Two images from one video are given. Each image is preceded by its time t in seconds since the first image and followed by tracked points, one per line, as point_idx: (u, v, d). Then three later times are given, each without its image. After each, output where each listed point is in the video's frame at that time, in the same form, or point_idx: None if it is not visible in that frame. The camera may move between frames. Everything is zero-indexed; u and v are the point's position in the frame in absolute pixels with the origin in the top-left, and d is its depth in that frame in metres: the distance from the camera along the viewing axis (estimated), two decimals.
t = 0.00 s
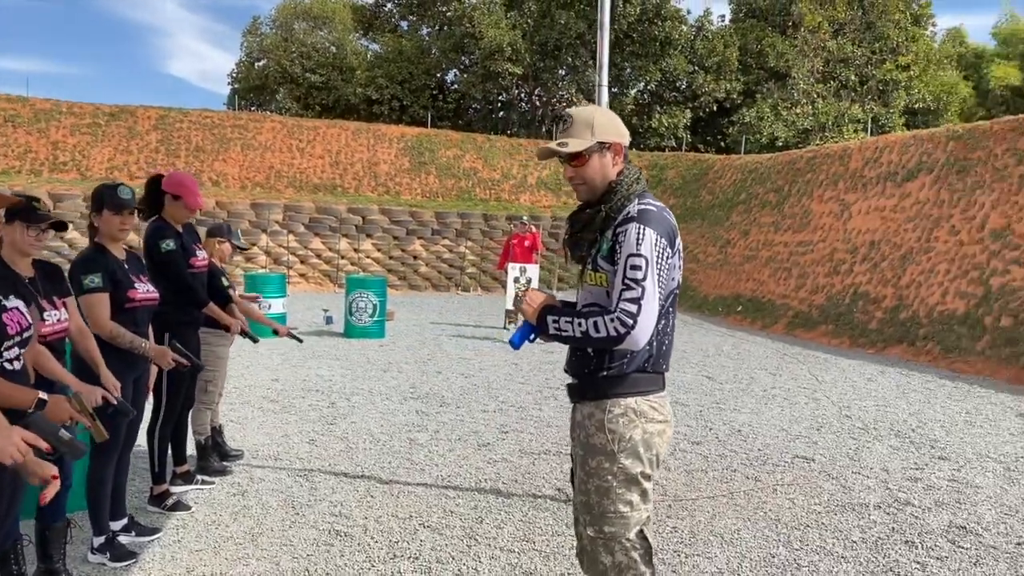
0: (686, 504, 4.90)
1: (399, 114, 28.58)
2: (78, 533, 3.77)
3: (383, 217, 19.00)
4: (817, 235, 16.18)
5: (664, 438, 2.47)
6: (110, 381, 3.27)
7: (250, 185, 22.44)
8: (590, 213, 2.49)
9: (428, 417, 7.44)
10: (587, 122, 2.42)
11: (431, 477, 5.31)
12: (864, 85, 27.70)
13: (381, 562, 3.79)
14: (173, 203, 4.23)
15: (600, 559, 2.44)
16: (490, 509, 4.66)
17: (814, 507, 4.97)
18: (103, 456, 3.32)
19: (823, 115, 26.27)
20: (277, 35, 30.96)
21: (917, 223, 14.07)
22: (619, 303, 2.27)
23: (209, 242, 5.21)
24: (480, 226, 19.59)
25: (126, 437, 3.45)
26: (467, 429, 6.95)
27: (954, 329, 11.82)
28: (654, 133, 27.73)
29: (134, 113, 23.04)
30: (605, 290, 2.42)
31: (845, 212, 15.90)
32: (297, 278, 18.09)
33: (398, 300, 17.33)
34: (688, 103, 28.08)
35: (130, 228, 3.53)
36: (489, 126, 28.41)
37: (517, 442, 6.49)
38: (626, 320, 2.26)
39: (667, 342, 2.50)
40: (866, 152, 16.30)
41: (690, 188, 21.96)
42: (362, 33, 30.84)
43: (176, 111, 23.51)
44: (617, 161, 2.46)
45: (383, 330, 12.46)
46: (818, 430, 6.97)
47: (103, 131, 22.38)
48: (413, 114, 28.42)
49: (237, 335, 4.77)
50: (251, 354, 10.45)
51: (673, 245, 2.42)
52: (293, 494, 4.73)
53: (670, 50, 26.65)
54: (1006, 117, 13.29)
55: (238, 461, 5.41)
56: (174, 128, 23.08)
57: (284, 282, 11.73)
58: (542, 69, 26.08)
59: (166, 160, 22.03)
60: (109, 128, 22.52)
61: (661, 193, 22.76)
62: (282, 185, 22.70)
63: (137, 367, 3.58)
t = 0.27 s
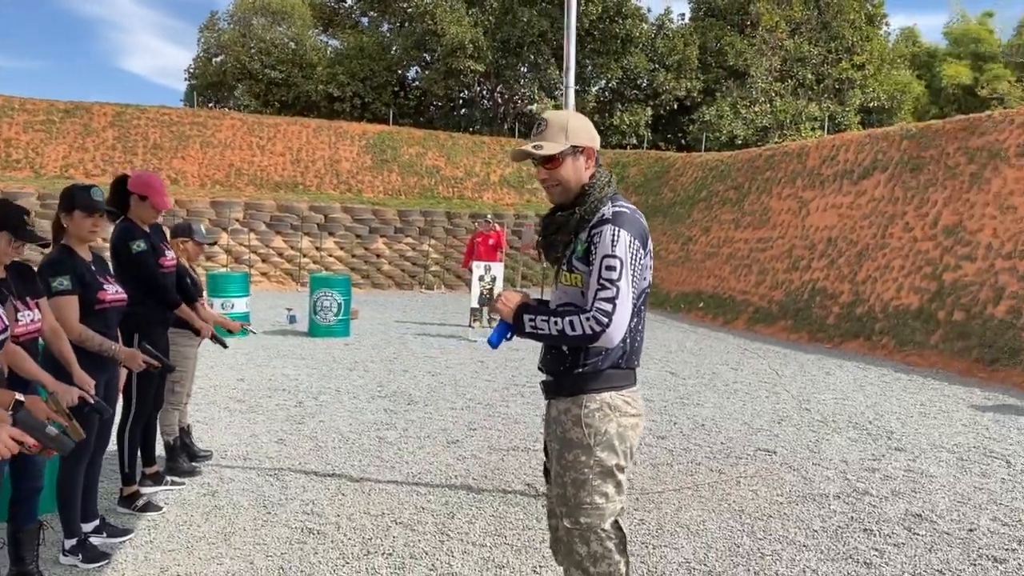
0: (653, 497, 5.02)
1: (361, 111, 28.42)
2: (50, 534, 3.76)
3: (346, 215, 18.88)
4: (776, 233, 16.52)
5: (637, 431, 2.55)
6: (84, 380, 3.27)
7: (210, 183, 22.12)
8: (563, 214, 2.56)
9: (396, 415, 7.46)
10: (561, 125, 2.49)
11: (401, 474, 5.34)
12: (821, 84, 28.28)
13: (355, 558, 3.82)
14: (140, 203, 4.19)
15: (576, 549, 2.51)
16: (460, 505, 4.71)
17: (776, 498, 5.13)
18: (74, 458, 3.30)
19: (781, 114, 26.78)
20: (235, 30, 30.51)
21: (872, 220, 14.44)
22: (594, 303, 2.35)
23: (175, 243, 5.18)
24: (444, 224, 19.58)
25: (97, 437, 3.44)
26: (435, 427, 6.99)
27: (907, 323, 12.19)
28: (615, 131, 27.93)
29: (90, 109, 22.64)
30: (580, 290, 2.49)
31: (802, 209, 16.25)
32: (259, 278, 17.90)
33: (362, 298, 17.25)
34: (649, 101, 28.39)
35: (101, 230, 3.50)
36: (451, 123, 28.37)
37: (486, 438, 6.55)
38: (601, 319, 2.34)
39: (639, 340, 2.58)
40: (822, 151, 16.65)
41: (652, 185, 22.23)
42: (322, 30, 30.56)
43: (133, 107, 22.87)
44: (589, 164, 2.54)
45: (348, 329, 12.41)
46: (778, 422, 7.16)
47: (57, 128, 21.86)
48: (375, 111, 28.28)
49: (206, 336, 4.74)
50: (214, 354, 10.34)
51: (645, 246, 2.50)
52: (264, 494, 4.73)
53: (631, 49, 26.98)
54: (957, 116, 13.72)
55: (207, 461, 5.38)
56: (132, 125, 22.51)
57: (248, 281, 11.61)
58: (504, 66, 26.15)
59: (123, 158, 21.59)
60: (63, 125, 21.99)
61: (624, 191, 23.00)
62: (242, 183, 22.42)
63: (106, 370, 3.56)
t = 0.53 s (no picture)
0: (625, 490, 5.11)
1: (325, 108, 28.25)
2: (23, 536, 3.72)
3: (311, 213, 18.72)
4: (740, 228, 16.79)
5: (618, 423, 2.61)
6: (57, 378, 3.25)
7: (172, 180, 21.78)
8: (541, 214, 2.61)
9: (366, 412, 7.46)
10: (542, 127, 2.54)
11: (374, 471, 5.36)
12: (781, 82, 28.76)
13: (332, 554, 3.84)
14: (110, 202, 4.15)
15: (559, 540, 2.54)
16: (435, 501, 4.75)
17: (744, 489, 5.25)
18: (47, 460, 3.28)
19: (743, 112, 27.23)
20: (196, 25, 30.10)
21: (833, 216, 14.74)
22: (578, 300, 2.41)
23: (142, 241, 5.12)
24: (410, 221, 19.52)
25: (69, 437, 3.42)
26: (407, 423, 7.00)
27: (868, 317, 12.50)
28: (581, 129, 28.03)
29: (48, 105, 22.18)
30: (562, 289, 2.55)
31: (765, 206, 16.53)
32: (223, 276, 17.68)
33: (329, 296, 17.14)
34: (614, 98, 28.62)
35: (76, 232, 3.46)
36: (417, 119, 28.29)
37: (458, 434, 6.59)
38: (585, 316, 2.40)
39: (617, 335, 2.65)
40: (783, 149, 16.92)
41: (618, 182, 22.43)
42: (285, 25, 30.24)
43: (92, 104, 22.57)
44: (567, 165, 2.60)
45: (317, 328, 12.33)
46: (744, 416, 7.31)
47: (12, 124, 21.34)
48: (339, 108, 28.12)
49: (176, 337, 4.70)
50: (180, 353, 10.22)
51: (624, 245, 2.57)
52: (237, 492, 4.71)
53: (595, 47, 27.15)
54: (915, 114, 14.05)
55: (178, 461, 5.33)
56: (90, 122, 22.06)
57: (214, 280, 11.48)
58: (469, 63, 26.15)
59: (81, 154, 21.14)
60: (19, 121, 21.47)
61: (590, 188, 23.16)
62: (206, 180, 22.13)
63: (78, 371, 3.54)
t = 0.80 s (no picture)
0: (597, 482, 5.17)
1: (288, 102, 27.95)
2: None
3: (274, 208, 18.50)
4: (706, 223, 16.99)
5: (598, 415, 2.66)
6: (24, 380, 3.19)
7: (132, 176, 21.34)
8: (521, 209, 2.63)
9: (336, 409, 7.42)
10: (525, 122, 2.56)
11: (346, 467, 5.34)
12: (743, 78, 29.13)
13: (307, 551, 3.82)
14: (74, 194, 4.08)
15: (541, 531, 2.56)
16: (409, 496, 4.75)
17: (713, 480, 5.34)
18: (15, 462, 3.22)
19: (705, 108, 27.54)
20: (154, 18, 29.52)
21: (796, 210, 14.99)
22: (560, 292, 2.45)
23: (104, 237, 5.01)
24: (376, 216, 19.39)
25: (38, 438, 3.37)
26: (378, 420, 6.99)
27: (831, 310, 12.76)
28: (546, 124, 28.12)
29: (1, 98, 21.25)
30: (543, 283, 2.58)
31: (729, 201, 16.75)
32: (186, 273, 17.40)
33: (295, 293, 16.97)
34: (579, 94, 28.71)
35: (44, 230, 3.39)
36: (381, 114, 28.11)
37: (429, 430, 6.59)
38: (568, 308, 2.43)
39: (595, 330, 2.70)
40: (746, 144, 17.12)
41: (584, 177, 22.55)
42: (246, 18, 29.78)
43: (49, 98, 21.86)
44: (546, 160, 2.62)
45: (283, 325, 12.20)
46: (712, 408, 7.42)
47: None
48: (303, 103, 27.83)
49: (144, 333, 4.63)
50: (144, 351, 10.04)
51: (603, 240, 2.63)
52: (208, 490, 4.66)
53: (560, 42, 27.18)
54: (874, 111, 14.34)
55: (147, 459, 5.26)
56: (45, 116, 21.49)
57: (178, 277, 11.29)
58: (434, 58, 26.04)
59: (37, 149, 20.60)
60: None
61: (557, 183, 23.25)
62: (167, 176, 21.73)
63: (47, 370, 3.48)
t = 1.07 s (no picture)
0: (575, 475, 5.22)
1: (257, 98, 27.63)
2: None
3: (244, 205, 18.29)
4: (679, 219, 17.14)
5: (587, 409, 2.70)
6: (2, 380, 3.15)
7: (98, 171, 20.95)
8: (504, 210, 2.65)
9: (312, 406, 7.38)
10: (505, 123, 2.58)
11: (325, 464, 5.33)
12: (712, 76, 29.37)
13: (288, 547, 3.82)
14: (45, 191, 3.99)
15: (526, 520, 2.56)
16: (389, 492, 4.76)
17: (688, 472, 5.42)
18: None
19: (675, 105, 27.77)
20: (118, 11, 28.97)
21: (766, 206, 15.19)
22: (542, 290, 2.48)
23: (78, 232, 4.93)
24: (348, 213, 19.28)
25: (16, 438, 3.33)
26: (354, 416, 6.97)
27: (800, 304, 12.97)
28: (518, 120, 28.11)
29: None
30: (527, 282, 2.60)
31: (701, 197, 16.92)
32: (154, 270, 17.15)
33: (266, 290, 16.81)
34: (550, 90, 28.72)
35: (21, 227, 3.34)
36: (351, 110, 27.89)
37: (406, 426, 6.59)
38: (550, 305, 2.46)
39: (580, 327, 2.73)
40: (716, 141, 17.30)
41: (556, 173, 22.60)
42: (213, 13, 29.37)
43: (10, 92, 21.33)
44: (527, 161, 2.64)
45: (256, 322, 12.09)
46: (686, 402, 7.52)
47: None
48: (271, 98, 27.53)
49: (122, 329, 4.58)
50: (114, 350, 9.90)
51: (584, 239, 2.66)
52: (187, 488, 4.62)
53: (530, 38, 27.15)
54: (842, 109, 14.57)
55: (122, 458, 5.20)
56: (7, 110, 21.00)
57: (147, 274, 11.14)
58: (404, 53, 25.87)
59: None
60: None
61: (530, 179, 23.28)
62: (134, 172, 21.37)
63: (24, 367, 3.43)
